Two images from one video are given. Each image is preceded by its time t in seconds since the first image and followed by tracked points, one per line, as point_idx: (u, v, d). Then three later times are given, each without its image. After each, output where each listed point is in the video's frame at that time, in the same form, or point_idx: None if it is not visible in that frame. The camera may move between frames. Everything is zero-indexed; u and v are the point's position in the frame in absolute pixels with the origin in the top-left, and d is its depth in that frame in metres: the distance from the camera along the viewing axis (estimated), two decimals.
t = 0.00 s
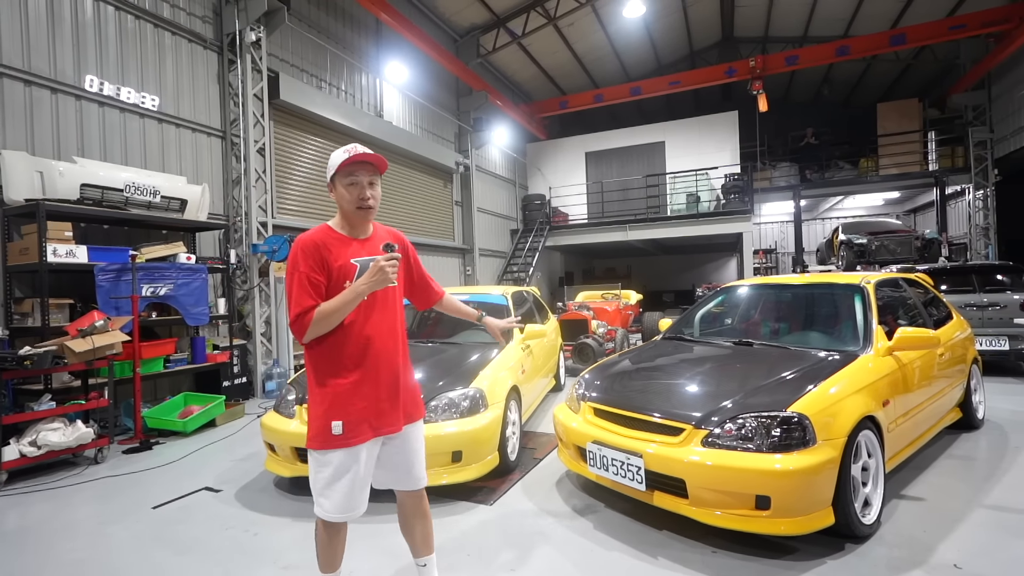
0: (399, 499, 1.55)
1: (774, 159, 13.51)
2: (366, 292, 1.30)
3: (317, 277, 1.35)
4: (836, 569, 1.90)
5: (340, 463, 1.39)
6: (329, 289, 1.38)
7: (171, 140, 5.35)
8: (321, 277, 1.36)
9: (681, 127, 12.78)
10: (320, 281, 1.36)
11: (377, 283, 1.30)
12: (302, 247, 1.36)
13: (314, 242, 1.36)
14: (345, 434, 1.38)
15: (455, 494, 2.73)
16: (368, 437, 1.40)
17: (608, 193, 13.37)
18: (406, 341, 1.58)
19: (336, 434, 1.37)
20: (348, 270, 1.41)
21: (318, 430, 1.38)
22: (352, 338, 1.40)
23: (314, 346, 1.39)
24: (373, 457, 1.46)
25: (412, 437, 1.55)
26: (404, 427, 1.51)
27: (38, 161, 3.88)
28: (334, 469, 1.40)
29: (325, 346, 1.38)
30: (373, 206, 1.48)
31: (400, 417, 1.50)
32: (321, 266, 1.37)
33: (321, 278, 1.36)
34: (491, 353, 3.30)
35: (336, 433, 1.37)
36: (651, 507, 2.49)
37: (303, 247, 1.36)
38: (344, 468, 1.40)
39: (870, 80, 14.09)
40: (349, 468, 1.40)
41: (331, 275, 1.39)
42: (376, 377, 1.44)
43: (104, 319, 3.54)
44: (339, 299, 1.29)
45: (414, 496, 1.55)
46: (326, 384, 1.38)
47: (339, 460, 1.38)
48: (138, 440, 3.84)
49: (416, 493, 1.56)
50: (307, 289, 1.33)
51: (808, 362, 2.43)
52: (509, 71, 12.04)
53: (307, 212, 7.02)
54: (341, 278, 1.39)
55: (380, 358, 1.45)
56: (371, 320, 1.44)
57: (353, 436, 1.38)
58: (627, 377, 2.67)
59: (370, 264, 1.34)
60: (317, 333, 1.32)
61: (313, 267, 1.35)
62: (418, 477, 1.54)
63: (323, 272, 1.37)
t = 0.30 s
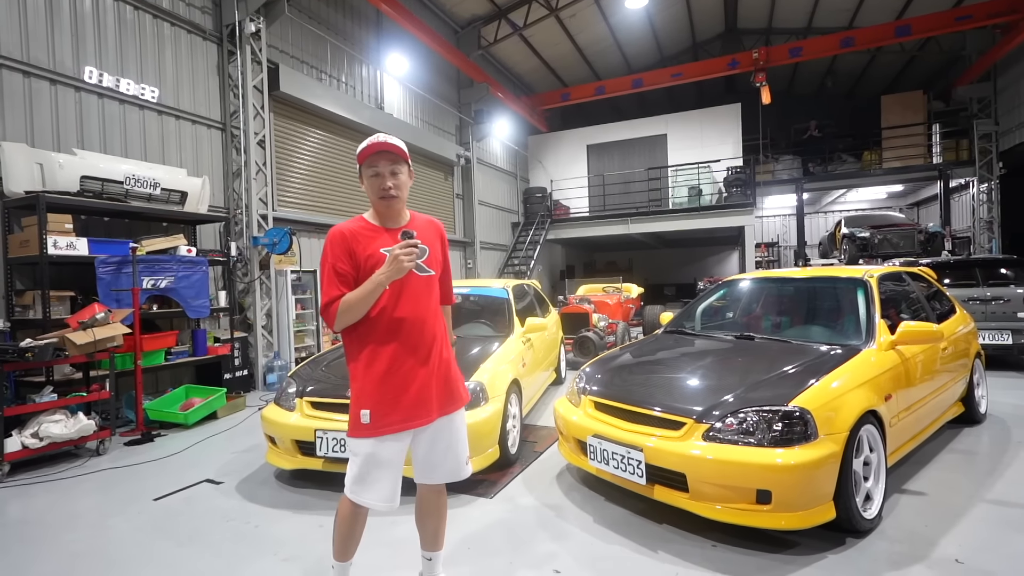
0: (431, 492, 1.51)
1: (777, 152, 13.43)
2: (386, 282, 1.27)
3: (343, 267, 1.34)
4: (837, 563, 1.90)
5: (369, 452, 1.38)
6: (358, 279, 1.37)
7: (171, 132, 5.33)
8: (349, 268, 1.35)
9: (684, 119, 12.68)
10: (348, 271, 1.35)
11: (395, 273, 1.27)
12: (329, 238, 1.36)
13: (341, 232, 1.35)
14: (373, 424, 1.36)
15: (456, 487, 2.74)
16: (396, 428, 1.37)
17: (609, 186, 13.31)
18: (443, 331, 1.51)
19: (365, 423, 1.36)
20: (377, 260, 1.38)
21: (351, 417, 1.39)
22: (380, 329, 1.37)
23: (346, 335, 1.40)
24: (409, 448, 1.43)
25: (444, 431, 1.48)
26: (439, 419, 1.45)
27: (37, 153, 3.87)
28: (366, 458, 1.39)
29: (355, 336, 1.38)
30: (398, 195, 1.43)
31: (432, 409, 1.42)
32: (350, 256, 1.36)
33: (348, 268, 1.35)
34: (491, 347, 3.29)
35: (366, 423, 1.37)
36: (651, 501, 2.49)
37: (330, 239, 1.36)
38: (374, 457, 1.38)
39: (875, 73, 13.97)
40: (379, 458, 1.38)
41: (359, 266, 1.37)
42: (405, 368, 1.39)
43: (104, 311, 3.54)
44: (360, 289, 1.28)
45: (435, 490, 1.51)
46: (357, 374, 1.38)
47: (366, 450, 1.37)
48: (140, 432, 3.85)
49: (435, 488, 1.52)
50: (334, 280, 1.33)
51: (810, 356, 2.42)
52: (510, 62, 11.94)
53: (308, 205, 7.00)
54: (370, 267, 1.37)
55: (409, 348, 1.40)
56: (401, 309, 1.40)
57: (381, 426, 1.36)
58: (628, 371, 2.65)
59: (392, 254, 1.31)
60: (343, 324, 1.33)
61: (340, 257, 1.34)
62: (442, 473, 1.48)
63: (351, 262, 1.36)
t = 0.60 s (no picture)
0: (441, 497, 1.48)
1: (780, 153, 13.39)
2: (407, 283, 1.23)
3: (366, 267, 1.32)
4: (847, 570, 1.87)
5: (383, 454, 1.34)
6: (380, 280, 1.35)
7: (172, 132, 5.31)
8: (372, 268, 1.33)
9: (686, 119, 12.65)
10: (371, 270, 1.33)
11: (416, 273, 1.23)
12: (353, 238, 1.34)
13: (365, 233, 1.33)
14: (389, 426, 1.32)
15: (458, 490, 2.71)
16: (412, 430, 1.33)
17: (612, 187, 13.28)
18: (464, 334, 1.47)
19: (381, 425, 1.32)
20: (400, 261, 1.35)
21: (367, 418, 1.36)
22: (400, 329, 1.34)
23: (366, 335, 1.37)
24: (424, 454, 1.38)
25: (460, 436, 1.44)
26: (455, 424, 1.41)
27: (37, 153, 3.85)
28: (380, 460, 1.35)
29: (376, 336, 1.36)
30: (424, 196, 1.40)
31: (449, 413, 1.38)
32: (373, 255, 1.34)
33: (371, 268, 1.32)
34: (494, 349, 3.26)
35: (382, 424, 1.33)
36: (655, 506, 2.46)
37: (354, 240, 1.34)
38: (388, 459, 1.34)
39: (878, 73, 13.94)
40: (393, 460, 1.34)
41: (382, 266, 1.35)
42: (423, 370, 1.36)
43: (104, 312, 3.50)
44: (382, 289, 1.25)
45: (444, 496, 1.47)
46: (375, 375, 1.35)
47: (381, 452, 1.34)
48: (139, 434, 3.83)
49: (445, 495, 1.48)
50: (357, 280, 1.31)
51: (817, 359, 2.38)
52: (512, 63, 11.94)
53: (310, 205, 6.98)
54: (392, 268, 1.35)
55: (428, 350, 1.36)
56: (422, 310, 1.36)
57: (396, 429, 1.32)
58: (632, 373, 2.62)
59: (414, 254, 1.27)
60: (362, 324, 1.30)
61: (363, 257, 1.32)
62: (453, 480, 1.44)
63: (374, 262, 1.33)
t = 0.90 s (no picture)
0: (444, 498, 1.45)
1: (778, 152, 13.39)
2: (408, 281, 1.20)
3: (371, 264, 1.29)
4: (848, 571, 1.85)
5: (386, 452, 1.31)
6: (385, 277, 1.32)
7: (167, 129, 5.27)
8: (378, 265, 1.31)
9: (685, 117, 12.63)
10: (376, 268, 1.31)
11: (418, 272, 1.21)
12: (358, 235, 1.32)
13: (370, 230, 1.31)
14: (391, 425, 1.30)
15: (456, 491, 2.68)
16: (414, 430, 1.30)
17: (610, 186, 13.26)
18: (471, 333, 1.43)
19: (384, 423, 1.30)
20: (405, 258, 1.32)
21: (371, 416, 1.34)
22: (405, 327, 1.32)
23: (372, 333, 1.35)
24: (428, 455, 1.35)
25: (464, 437, 1.40)
26: (459, 425, 1.37)
27: (30, 149, 3.81)
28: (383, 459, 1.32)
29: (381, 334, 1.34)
30: (432, 193, 1.37)
31: (453, 414, 1.35)
32: (379, 253, 1.31)
33: (376, 265, 1.30)
34: (492, 348, 3.23)
35: (385, 423, 1.30)
36: (655, 506, 2.44)
37: (360, 237, 1.32)
38: (390, 459, 1.31)
39: (876, 73, 13.95)
40: (395, 459, 1.31)
41: (387, 264, 1.32)
42: (427, 369, 1.33)
43: (98, 310, 3.45)
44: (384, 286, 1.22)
45: (445, 499, 1.45)
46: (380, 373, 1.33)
47: (383, 451, 1.31)
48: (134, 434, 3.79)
49: (447, 499, 1.45)
50: (361, 277, 1.29)
51: (818, 358, 2.36)
52: (510, 61, 11.90)
53: (307, 203, 6.93)
54: (397, 266, 1.32)
55: (432, 349, 1.33)
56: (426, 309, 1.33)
57: (398, 428, 1.29)
58: (632, 373, 2.60)
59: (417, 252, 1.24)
60: (366, 321, 1.28)
61: (368, 254, 1.30)
62: (456, 482, 1.41)
63: (379, 259, 1.31)
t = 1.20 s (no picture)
0: (452, 494, 1.45)
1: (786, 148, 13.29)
2: (423, 275, 1.20)
3: (385, 258, 1.29)
4: (858, 570, 1.84)
5: (396, 448, 1.31)
6: (398, 271, 1.32)
7: (176, 128, 5.31)
8: (391, 258, 1.31)
9: (692, 114, 12.55)
10: (389, 261, 1.31)
11: (433, 266, 1.20)
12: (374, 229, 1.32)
13: (385, 223, 1.31)
14: (403, 420, 1.30)
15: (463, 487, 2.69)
16: (425, 425, 1.30)
17: (617, 183, 13.21)
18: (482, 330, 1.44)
19: (395, 418, 1.30)
20: (418, 253, 1.33)
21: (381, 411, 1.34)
22: (417, 322, 1.32)
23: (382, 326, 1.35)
24: (437, 450, 1.35)
25: (472, 433, 1.41)
26: (468, 421, 1.38)
27: (42, 149, 3.85)
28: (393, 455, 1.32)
29: (393, 328, 1.34)
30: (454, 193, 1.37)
31: (464, 410, 1.36)
32: (392, 246, 1.31)
33: (389, 259, 1.30)
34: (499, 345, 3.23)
35: (397, 418, 1.30)
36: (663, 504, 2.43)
37: (375, 231, 1.32)
38: (400, 454, 1.31)
39: (886, 67, 13.79)
40: (406, 455, 1.31)
41: (401, 258, 1.32)
42: (438, 363, 1.33)
43: (110, 308, 3.51)
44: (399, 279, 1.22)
45: (453, 494, 1.45)
46: (390, 366, 1.33)
47: (394, 447, 1.31)
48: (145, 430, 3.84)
49: (455, 494, 1.46)
50: (375, 269, 1.29)
51: (829, 356, 2.34)
52: (517, 58, 11.88)
53: (315, 201, 6.96)
54: (411, 260, 1.32)
55: (443, 345, 1.33)
56: (439, 304, 1.33)
57: (410, 423, 1.29)
58: (639, 370, 2.59)
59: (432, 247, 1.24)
60: (378, 314, 1.27)
61: (383, 247, 1.30)
62: (464, 478, 1.41)
63: (393, 253, 1.31)
